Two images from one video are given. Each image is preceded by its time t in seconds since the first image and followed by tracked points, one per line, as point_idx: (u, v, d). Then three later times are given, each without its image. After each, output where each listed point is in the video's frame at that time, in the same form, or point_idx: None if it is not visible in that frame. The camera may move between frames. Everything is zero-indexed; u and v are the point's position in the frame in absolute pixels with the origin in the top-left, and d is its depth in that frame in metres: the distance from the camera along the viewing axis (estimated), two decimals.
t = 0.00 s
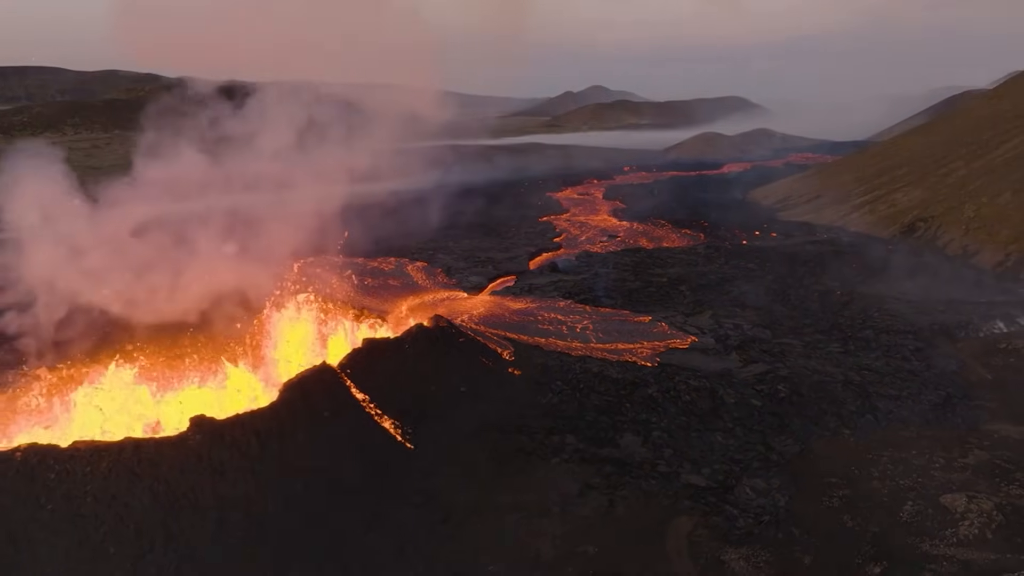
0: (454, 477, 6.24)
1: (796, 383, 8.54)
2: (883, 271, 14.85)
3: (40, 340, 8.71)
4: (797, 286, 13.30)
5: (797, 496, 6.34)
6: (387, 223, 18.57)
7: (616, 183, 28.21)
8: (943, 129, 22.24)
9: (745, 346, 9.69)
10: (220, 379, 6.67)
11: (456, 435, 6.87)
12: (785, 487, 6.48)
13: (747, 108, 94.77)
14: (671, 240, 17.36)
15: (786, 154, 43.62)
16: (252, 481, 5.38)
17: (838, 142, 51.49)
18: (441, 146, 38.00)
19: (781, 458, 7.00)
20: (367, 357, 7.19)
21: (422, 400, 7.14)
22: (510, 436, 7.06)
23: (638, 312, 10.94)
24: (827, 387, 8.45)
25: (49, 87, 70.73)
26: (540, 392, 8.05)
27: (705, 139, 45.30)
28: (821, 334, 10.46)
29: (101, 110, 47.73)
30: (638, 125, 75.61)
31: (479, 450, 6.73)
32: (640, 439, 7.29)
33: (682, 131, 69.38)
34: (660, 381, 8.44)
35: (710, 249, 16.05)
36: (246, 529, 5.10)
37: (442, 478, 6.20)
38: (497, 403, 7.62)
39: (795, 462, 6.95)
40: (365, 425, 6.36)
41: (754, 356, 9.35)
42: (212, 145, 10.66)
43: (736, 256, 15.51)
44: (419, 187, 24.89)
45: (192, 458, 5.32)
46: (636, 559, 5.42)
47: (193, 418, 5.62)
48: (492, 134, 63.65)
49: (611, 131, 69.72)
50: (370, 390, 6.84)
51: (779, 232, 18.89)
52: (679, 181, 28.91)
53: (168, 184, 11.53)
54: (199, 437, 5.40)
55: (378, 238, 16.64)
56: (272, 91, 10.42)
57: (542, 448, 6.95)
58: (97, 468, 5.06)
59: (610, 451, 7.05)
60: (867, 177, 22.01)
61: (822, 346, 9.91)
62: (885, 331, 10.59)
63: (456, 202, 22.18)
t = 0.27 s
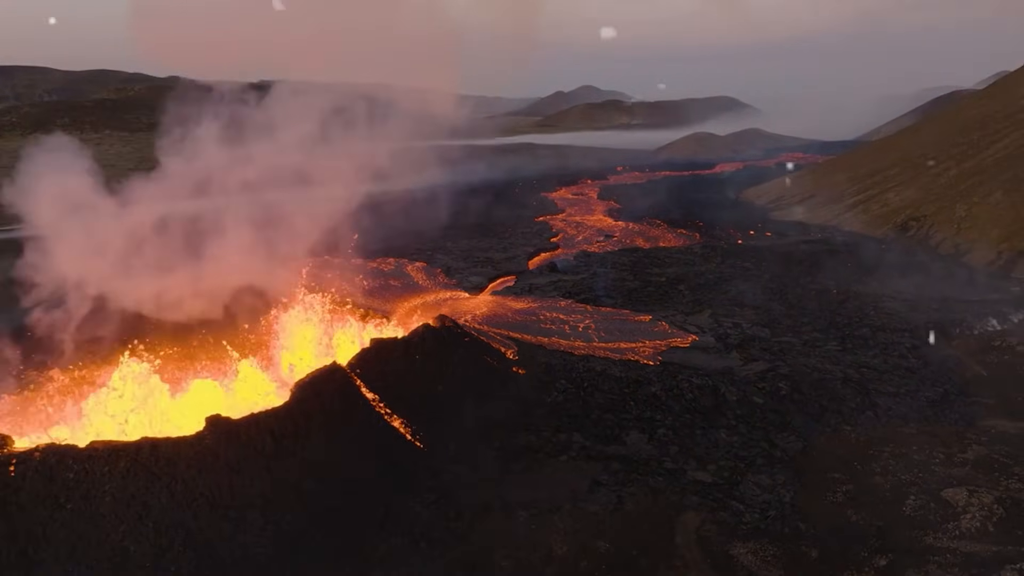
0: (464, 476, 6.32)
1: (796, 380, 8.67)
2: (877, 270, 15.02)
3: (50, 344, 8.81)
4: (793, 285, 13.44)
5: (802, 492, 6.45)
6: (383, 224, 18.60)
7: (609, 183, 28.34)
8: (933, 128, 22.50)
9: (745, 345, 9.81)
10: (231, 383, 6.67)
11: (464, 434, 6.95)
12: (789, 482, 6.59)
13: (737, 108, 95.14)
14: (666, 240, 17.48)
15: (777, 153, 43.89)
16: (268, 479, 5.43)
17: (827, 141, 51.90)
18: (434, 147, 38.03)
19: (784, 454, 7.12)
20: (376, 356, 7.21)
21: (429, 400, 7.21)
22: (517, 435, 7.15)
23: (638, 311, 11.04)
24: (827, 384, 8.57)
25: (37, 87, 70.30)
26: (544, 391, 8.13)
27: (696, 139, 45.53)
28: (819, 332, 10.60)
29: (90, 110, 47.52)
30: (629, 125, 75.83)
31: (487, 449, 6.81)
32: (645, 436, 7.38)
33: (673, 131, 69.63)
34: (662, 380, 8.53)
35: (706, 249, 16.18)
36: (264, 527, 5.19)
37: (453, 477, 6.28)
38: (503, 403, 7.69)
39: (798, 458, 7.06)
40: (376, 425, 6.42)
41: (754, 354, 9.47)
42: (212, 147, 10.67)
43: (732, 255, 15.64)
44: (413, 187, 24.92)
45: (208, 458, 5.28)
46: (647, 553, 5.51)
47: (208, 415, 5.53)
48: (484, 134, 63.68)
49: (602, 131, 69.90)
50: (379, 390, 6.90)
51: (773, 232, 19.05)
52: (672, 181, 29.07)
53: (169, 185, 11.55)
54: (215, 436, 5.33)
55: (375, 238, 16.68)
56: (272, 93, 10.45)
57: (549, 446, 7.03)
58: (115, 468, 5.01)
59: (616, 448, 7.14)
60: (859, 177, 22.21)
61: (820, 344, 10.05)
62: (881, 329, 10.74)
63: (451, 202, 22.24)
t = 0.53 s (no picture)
0: (475, 474, 6.41)
1: (796, 377, 8.82)
2: (870, 269, 15.22)
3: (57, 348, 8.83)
4: (789, 284, 13.60)
5: (807, 486, 6.58)
6: (380, 225, 18.65)
7: (602, 183, 28.48)
8: (923, 128, 22.76)
9: (744, 343, 9.95)
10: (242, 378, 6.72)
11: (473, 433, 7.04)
12: (794, 477, 6.72)
13: (725, 108, 95.63)
14: (662, 239, 17.62)
15: (767, 153, 44.17)
16: (286, 478, 5.52)
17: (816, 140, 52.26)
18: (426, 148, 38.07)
19: (788, 450, 7.25)
20: (385, 356, 7.29)
21: (438, 398, 7.29)
22: (525, 433, 7.25)
23: (638, 310, 11.16)
24: (826, 381, 8.72)
25: (20, 87, 69.56)
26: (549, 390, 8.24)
27: (686, 139, 45.76)
28: (816, 330, 10.76)
29: (76, 110, 47.08)
30: (619, 125, 76.06)
31: (497, 448, 6.91)
32: (651, 433, 7.50)
33: (663, 131, 69.91)
34: (665, 378, 8.66)
35: (701, 248, 16.33)
36: (283, 525, 5.26)
37: (464, 475, 6.37)
38: (510, 402, 7.79)
39: (801, 453, 7.20)
40: (388, 424, 6.51)
41: (754, 352, 9.61)
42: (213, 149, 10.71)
43: (727, 255, 15.80)
44: (408, 188, 24.96)
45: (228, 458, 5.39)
46: (658, 548, 5.62)
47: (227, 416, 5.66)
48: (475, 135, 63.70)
49: (592, 131, 70.08)
50: (390, 389, 6.98)
51: (767, 231, 19.24)
52: (664, 180, 29.24)
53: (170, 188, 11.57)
54: (234, 436, 5.45)
55: (373, 239, 16.73)
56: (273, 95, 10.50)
57: (557, 443, 7.13)
58: (136, 468, 5.11)
59: (622, 445, 7.25)
60: (850, 176, 22.44)
61: (818, 342, 10.20)
62: (877, 327, 10.91)
63: (446, 203, 22.30)
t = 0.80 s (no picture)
0: (485, 472, 6.49)
1: (796, 375, 8.94)
2: (864, 268, 15.39)
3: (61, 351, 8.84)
4: (785, 283, 13.74)
5: (810, 482, 6.69)
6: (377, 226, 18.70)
7: (596, 184, 28.61)
8: (913, 128, 23.01)
9: (744, 342, 10.07)
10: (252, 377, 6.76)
11: (481, 432, 7.12)
12: (798, 474, 6.84)
13: (716, 108, 96.10)
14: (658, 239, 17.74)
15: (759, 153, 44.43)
16: (301, 477, 5.58)
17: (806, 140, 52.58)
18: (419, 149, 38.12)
19: (791, 447, 7.36)
20: (392, 357, 7.36)
21: (446, 398, 7.35)
22: (532, 432, 7.33)
23: (638, 310, 11.26)
24: (825, 379, 8.85)
25: (8, 87, 69.03)
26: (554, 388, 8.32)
27: (678, 139, 45.97)
28: (814, 329, 10.89)
29: (64, 110, 46.75)
30: (610, 125, 76.28)
31: (505, 446, 6.99)
32: (656, 431, 7.60)
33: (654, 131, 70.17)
34: (668, 376, 8.76)
35: (698, 248, 16.46)
36: (299, 523, 5.32)
37: (474, 473, 6.45)
38: (516, 401, 7.87)
39: (804, 450, 7.31)
40: (398, 423, 6.57)
41: (754, 351, 9.73)
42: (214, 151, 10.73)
43: (723, 254, 15.93)
44: (403, 189, 25.00)
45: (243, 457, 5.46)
46: (668, 543, 5.71)
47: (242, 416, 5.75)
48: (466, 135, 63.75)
49: (584, 131, 70.27)
50: (399, 388, 7.05)
51: (761, 231, 19.40)
52: (658, 180, 29.39)
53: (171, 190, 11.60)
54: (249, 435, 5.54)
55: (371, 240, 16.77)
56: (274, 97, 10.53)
57: (564, 442, 7.22)
58: (153, 467, 5.18)
59: (628, 443, 7.35)
60: (842, 176, 22.64)
61: (816, 340, 10.34)
62: (874, 325, 11.06)
63: (442, 204, 22.36)
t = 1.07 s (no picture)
0: (496, 469, 6.59)
1: (796, 372, 9.09)
2: (857, 266, 15.59)
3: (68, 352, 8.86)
4: (780, 282, 13.91)
5: (814, 477, 6.83)
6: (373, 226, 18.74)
7: (589, 184, 28.75)
8: (902, 128, 23.29)
9: (743, 340, 10.22)
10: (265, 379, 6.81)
11: (490, 430, 7.21)
12: (801, 469, 6.98)
13: (704, 108, 96.53)
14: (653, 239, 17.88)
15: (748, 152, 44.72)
16: (319, 475, 5.67)
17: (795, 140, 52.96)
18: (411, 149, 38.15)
19: (793, 443, 7.51)
20: (401, 357, 7.45)
21: (455, 396, 7.44)
22: (540, 429, 7.44)
23: (637, 309, 11.39)
24: (824, 376, 9.01)
25: None
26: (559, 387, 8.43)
27: (668, 139, 46.20)
28: (811, 327, 11.05)
29: (51, 110, 46.40)
30: (600, 125, 76.50)
31: (514, 444, 7.09)
32: (661, 428, 7.73)
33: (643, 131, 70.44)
34: (670, 374, 8.89)
35: (693, 248, 16.61)
36: (318, 520, 5.40)
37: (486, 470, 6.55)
38: (523, 399, 7.98)
39: (806, 445, 7.45)
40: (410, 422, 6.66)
41: (753, 349, 9.88)
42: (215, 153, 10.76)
43: (718, 254, 16.09)
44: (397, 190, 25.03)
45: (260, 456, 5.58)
46: (678, 537, 5.83)
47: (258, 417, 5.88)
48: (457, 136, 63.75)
49: (574, 131, 70.46)
50: (409, 387, 7.13)
51: (754, 230, 19.59)
52: (650, 180, 29.56)
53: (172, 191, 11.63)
54: (266, 435, 5.66)
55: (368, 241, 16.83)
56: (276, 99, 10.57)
57: (572, 439, 7.33)
58: (174, 467, 5.29)
59: (634, 440, 7.46)
60: (833, 176, 22.89)
61: (813, 338, 10.50)
62: (869, 323, 11.24)
63: (437, 205, 22.42)
